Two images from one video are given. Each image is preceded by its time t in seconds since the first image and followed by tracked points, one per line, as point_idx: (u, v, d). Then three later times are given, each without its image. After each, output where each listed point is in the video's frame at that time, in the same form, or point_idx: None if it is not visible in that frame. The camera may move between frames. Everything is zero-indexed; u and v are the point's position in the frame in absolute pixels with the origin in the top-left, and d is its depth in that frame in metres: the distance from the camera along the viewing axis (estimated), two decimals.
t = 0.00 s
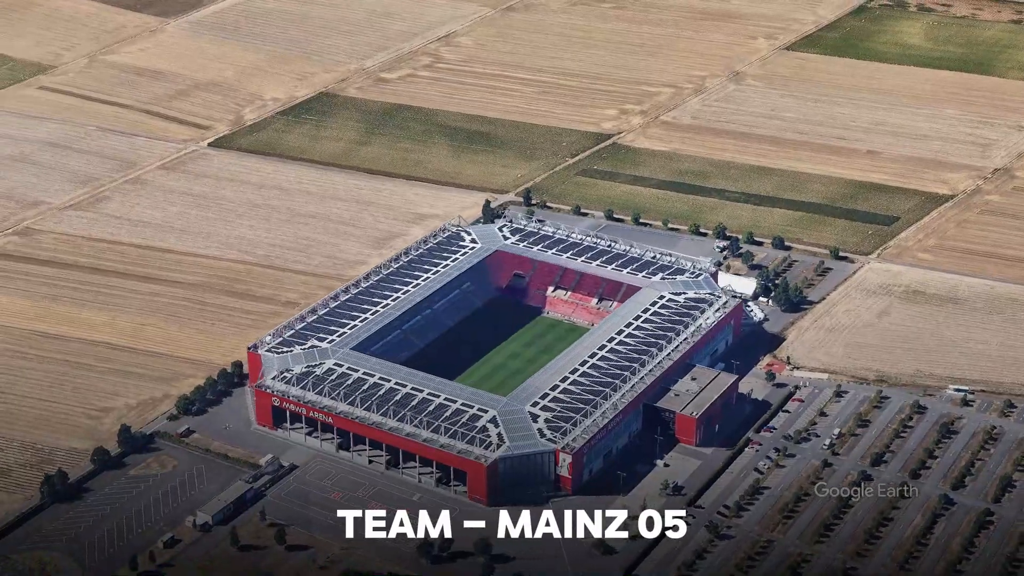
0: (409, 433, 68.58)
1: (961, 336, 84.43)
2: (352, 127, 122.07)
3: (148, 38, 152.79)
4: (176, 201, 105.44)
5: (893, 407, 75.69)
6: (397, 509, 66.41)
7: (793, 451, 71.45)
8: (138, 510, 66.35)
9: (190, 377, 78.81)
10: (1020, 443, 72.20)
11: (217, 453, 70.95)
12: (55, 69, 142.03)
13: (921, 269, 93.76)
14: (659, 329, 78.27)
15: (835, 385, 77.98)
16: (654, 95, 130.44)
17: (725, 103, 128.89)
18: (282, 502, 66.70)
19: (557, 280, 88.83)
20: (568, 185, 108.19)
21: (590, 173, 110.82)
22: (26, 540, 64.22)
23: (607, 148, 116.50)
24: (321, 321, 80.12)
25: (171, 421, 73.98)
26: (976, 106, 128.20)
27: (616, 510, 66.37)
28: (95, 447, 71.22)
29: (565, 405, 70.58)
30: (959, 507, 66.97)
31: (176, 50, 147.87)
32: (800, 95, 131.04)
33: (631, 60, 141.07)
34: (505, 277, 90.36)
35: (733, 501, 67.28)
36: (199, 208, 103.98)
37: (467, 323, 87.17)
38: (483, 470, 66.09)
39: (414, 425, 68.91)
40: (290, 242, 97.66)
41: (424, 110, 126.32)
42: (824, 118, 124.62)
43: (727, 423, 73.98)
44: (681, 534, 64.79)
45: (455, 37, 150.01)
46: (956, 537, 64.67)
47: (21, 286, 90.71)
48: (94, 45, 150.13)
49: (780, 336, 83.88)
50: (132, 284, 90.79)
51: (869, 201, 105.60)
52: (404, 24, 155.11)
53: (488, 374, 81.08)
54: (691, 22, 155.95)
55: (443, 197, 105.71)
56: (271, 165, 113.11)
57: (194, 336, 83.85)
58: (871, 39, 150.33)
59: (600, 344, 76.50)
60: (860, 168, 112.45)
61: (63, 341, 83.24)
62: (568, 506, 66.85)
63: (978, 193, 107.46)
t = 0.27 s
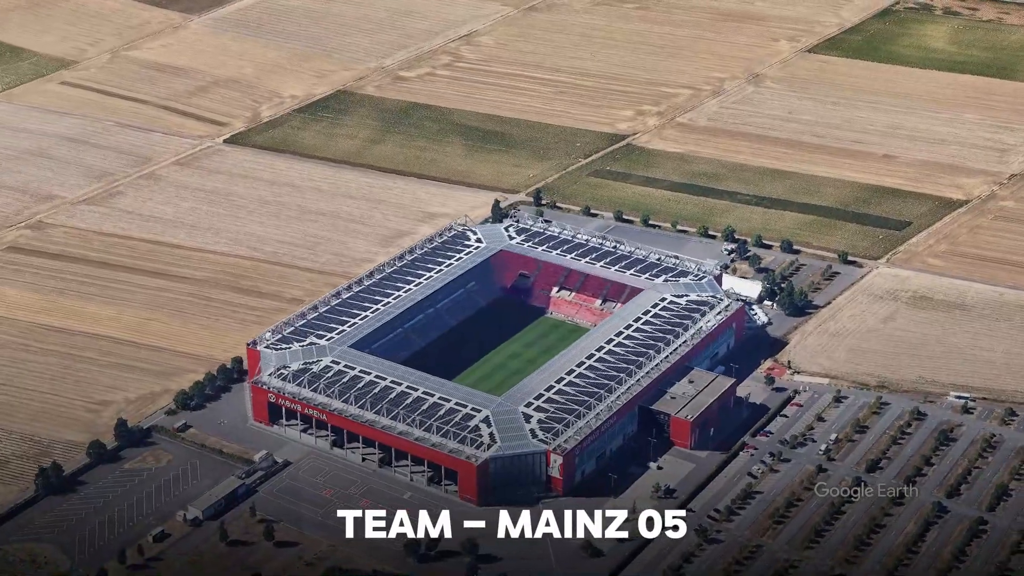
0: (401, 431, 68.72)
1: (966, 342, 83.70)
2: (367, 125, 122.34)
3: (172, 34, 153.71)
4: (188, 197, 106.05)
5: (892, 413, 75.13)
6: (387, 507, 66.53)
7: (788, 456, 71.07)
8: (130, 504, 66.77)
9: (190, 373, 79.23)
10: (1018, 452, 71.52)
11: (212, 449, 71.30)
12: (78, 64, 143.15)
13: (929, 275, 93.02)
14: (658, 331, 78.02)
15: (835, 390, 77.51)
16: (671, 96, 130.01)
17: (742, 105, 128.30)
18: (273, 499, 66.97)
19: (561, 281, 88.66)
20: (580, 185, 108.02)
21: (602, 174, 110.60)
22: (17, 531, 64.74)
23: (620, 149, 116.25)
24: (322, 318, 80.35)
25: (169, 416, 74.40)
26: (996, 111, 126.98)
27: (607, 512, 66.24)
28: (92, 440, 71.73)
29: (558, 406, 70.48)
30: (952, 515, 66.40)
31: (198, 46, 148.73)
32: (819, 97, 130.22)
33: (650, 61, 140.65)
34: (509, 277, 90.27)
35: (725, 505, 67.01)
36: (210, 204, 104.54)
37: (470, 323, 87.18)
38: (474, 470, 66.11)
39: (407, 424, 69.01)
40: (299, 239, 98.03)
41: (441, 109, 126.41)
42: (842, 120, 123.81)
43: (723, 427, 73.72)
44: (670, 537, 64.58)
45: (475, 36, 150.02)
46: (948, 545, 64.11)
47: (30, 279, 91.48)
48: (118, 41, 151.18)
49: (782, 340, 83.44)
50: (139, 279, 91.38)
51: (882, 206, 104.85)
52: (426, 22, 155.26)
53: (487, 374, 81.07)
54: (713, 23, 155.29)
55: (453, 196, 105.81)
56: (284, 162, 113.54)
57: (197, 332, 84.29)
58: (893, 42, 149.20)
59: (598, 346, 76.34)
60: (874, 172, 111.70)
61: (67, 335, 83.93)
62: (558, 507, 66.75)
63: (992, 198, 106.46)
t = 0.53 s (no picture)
0: (394, 430, 68.83)
1: (971, 349, 82.98)
2: (383, 124, 122.58)
3: (195, 31, 154.47)
4: (200, 193, 106.64)
5: (891, 419, 74.60)
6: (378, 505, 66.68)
7: (783, 461, 70.71)
8: (123, 496, 67.20)
9: (191, 368, 79.66)
10: (1016, 461, 70.85)
11: (207, 444, 71.67)
12: (101, 60, 144.22)
13: (938, 281, 92.28)
14: (658, 333, 77.79)
15: (835, 396, 77.02)
16: (689, 98, 129.54)
17: (760, 107, 127.67)
18: (265, 495, 67.25)
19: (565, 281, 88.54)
20: (591, 186, 107.85)
21: (615, 175, 110.36)
22: (10, 522, 65.27)
23: (634, 150, 115.93)
24: (323, 315, 80.60)
25: (168, 410, 74.83)
26: (1017, 116, 125.73)
27: (598, 513, 66.13)
28: (89, 433, 72.23)
29: (552, 407, 70.41)
30: (945, 523, 65.85)
31: (220, 43, 149.42)
32: (838, 100, 129.39)
33: (670, 62, 140.16)
34: (515, 277, 90.23)
35: (716, 508, 66.75)
36: (222, 201, 105.07)
37: (473, 322, 87.23)
38: (464, 470, 66.15)
39: (399, 423, 69.13)
40: (307, 237, 98.37)
41: (457, 108, 126.46)
42: (859, 124, 122.97)
43: (719, 431, 73.42)
44: (659, 540, 64.42)
45: (496, 36, 149.97)
46: (938, 553, 63.58)
47: (39, 272, 92.23)
48: (141, 37, 152.14)
49: (785, 344, 82.99)
50: (147, 273, 91.96)
51: (894, 211, 104.10)
52: (447, 21, 155.33)
53: (487, 374, 81.08)
54: (735, 24, 154.55)
55: (464, 195, 105.87)
56: (298, 160, 113.93)
57: (200, 327, 84.73)
58: (917, 45, 148.02)
59: (596, 347, 76.20)
60: (889, 177, 110.92)
61: (72, 328, 84.56)
62: (548, 508, 66.68)
63: (1007, 204, 105.46)
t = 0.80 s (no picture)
0: (387, 428, 68.96)
1: (976, 356, 82.27)
2: (399, 122, 122.79)
3: (218, 27, 155.18)
4: (213, 189, 107.22)
5: (890, 425, 74.07)
6: (368, 504, 66.78)
7: (777, 466, 70.35)
8: (117, 489, 67.65)
9: (192, 363, 80.12)
10: (1014, 470, 70.20)
11: (203, 439, 72.04)
12: (123, 55, 145.26)
13: (947, 287, 91.53)
14: (657, 335, 77.57)
15: (834, 401, 76.54)
16: (707, 100, 129.06)
17: (778, 109, 127.02)
18: (257, 491, 67.53)
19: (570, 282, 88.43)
20: (602, 187, 107.66)
21: (627, 176, 110.11)
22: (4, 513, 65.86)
23: (649, 151, 115.56)
24: (324, 313, 80.85)
25: (166, 405, 75.29)
26: None
27: (587, 515, 66.04)
28: (87, 426, 72.79)
29: (545, 408, 70.35)
30: (937, 531, 65.32)
31: (242, 40, 150.06)
32: (857, 103, 128.56)
33: (690, 63, 139.67)
34: (520, 277, 90.22)
35: (707, 512, 66.48)
36: (234, 197, 105.61)
37: (476, 322, 87.30)
38: (454, 469, 66.20)
39: (392, 421, 69.28)
40: (316, 234, 98.72)
41: (474, 107, 126.53)
42: (877, 127, 122.10)
43: (715, 434, 73.12)
44: (648, 543, 64.28)
45: (517, 36, 149.91)
46: (929, 562, 63.08)
47: (48, 266, 93.00)
48: (165, 33, 153.07)
49: (787, 348, 82.55)
50: (155, 268, 92.58)
51: (907, 215, 103.31)
52: (469, 20, 155.38)
53: (486, 373, 81.10)
54: (758, 26, 153.80)
55: (475, 195, 105.91)
56: (312, 157, 114.34)
57: (205, 322, 85.20)
58: (940, 49, 146.79)
59: (594, 348, 76.10)
60: (904, 181, 110.06)
61: (77, 322, 85.22)
62: (539, 509, 66.65)
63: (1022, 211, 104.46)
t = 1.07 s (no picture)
0: (379, 426, 69.10)
1: (980, 364, 81.52)
2: (415, 120, 122.95)
3: (242, 24, 155.84)
4: (226, 185, 107.79)
5: (888, 432, 73.53)
6: (358, 502, 66.93)
7: (771, 471, 70.00)
8: (111, 482, 68.14)
9: (194, 358, 80.60)
10: (1011, 479, 69.53)
11: (199, 434, 72.43)
12: (147, 51, 146.21)
13: (956, 293, 90.72)
14: (656, 337, 77.36)
15: (833, 406, 76.08)
16: (725, 102, 128.48)
17: (796, 111, 126.27)
18: (249, 486, 67.83)
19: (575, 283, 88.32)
20: (614, 188, 107.43)
21: (639, 177, 109.81)
22: None
23: (663, 153, 115.16)
24: (325, 310, 81.11)
25: (165, 399, 75.79)
26: None
27: (576, 517, 65.92)
28: (86, 419, 73.37)
29: (539, 408, 70.31)
30: (929, 539, 64.80)
31: (265, 37, 150.67)
32: (876, 106, 127.61)
33: (710, 65, 139.09)
34: (525, 277, 90.22)
35: (697, 516, 66.23)
36: (246, 194, 106.12)
37: (480, 321, 87.39)
38: (444, 469, 66.26)
39: (385, 419, 69.42)
40: (325, 231, 99.06)
41: (490, 106, 126.51)
42: (896, 131, 121.15)
43: (710, 438, 72.83)
44: (636, 546, 64.10)
45: (538, 36, 149.72)
46: (918, 570, 62.58)
47: (58, 260, 93.82)
48: (189, 29, 153.95)
49: (789, 353, 82.13)
50: (163, 263, 93.20)
51: (920, 220, 102.44)
52: (492, 20, 155.28)
53: (486, 373, 81.16)
54: (782, 28, 152.89)
55: (486, 194, 105.93)
56: (326, 154, 114.70)
57: (209, 317, 85.69)
58: (965, 53, 145.38)
59: (592, 349, 75.98)
60: (919, 186, 109.13)
61: (83, 316, 85.91)
62: (529, 509, 66.58)
63: None
